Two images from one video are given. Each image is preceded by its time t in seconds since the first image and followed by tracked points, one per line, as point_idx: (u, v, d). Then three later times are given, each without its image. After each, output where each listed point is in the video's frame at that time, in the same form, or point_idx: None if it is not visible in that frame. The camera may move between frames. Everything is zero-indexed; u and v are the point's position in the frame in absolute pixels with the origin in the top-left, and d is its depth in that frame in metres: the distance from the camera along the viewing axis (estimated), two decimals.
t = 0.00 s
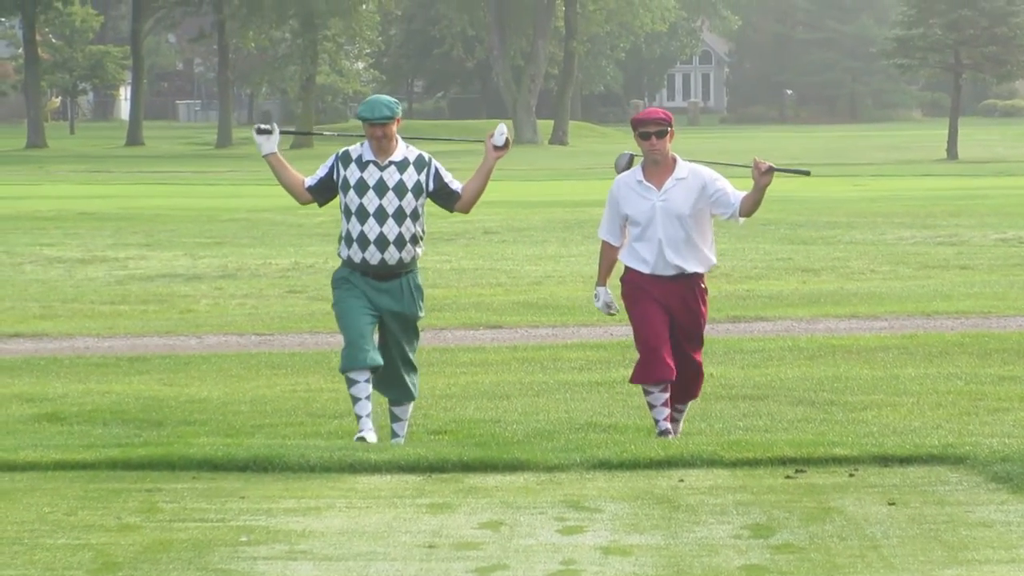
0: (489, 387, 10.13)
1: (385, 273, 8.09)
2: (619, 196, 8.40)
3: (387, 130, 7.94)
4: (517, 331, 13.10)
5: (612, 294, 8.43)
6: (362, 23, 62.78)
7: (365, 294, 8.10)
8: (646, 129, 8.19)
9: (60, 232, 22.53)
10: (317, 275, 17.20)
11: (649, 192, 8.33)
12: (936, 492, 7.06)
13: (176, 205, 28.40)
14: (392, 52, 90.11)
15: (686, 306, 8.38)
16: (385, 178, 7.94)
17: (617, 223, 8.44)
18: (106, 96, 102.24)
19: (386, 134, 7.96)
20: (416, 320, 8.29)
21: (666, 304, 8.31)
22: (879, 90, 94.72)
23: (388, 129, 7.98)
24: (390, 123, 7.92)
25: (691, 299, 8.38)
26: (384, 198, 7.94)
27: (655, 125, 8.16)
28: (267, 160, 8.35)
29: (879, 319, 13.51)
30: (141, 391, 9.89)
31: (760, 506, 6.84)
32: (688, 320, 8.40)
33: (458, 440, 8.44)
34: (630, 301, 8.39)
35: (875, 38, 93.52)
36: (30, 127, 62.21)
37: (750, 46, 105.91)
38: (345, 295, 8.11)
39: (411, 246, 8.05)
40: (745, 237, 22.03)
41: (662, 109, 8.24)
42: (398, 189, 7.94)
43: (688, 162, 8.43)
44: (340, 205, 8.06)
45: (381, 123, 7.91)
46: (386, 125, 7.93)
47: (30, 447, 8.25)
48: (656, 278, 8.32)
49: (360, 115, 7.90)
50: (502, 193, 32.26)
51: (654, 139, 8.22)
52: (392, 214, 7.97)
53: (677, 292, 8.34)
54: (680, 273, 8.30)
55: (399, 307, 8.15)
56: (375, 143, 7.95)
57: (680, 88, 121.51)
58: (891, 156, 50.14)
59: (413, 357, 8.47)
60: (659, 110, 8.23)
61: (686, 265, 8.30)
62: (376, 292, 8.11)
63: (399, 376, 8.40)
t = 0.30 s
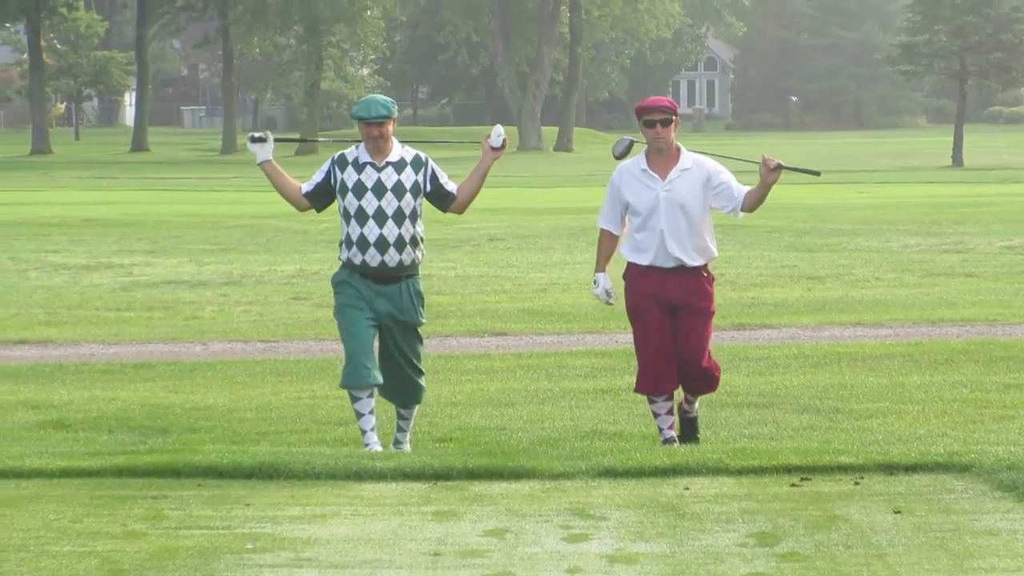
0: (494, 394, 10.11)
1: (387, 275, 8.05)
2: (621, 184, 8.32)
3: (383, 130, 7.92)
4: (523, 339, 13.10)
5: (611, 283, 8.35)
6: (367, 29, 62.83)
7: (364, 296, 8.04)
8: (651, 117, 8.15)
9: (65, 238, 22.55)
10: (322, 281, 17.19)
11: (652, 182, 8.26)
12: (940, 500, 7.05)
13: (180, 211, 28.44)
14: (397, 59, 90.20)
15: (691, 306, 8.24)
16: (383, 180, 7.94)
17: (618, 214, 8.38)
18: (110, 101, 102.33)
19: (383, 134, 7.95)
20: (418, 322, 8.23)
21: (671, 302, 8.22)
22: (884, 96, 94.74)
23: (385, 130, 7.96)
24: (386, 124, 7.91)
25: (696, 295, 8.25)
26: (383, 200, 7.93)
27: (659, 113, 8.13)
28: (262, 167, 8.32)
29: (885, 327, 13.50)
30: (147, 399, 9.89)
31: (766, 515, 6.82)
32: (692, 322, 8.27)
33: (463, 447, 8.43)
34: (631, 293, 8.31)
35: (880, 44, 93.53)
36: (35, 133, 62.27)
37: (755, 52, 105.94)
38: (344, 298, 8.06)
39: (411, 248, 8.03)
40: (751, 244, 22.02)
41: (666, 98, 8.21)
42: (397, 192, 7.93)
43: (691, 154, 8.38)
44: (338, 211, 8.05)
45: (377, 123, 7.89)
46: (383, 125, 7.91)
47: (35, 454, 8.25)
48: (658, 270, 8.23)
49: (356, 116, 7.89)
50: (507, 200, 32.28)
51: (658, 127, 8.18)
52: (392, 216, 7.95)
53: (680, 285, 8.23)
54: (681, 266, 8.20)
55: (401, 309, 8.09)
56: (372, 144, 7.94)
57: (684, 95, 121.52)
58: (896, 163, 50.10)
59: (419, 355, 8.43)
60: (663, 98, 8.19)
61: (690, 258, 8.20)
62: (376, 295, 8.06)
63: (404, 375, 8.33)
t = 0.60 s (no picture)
0: (499, 397, 10.10)
1: (387, 262, 8.01)
2: (625, 176, 8.31)
3: (385, 114, 7.90)
4: (527, 342, 13.10)
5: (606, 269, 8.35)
6: (372, 32, 62.93)
7: (364, 283, 8.03)
8: (658, 111, 8.14)
9: (70, 242, 22.59)
10: (327, 285, 17.21)
11: (657, 176, 8.25)
12: (945, 503, 7.04)
13: (185, 215, 28.51)
14: (401, 63, 90.37)
15: (691, 300, 8.20)
16: (385, 165, 7.90)
17: (618, 206, 8.37)
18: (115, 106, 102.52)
19: (384, 117, 7.92)
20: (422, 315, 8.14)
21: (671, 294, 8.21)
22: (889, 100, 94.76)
23: (386, 112, 7.94)
24: (388, 107, 7.90)
25: (698, 291, 8.22)
26: (384, 185, 7.89)
27: (668, 107, 8.13)
28: (260, 158, 8.30)
29: (889, 330, 13.50)
30: (151, 402, 9.90)
31: (770, 518, 6.82)
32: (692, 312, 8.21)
33: (468, 451, 8.43)
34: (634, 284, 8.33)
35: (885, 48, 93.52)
36: (40, 137, 62.41)
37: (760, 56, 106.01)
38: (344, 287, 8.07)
39: (411, 236, 7.99)
40: (756, 247, 22.02)
41: (676, 92, 8.20)
42: (399, 177, 7.90)
43: (697, 150, 8.38)
44: (339, 196, 8.00)
45: (380, 106, 7.87)
46: (385, 108, 7.89)
47: (39, 458, 8.26)
48: (659, 267, 8.23)
49: (358, 100, 7.88)
50: (511, 204, 32.30)
51: (665, 121, 8.16)
52: (394, 205, 7.93)
53: (682, 279, 8.22)
54: (682, 260, 8.20)
55: (402, 295, 8.04)
56: (372, 127, 7.92)
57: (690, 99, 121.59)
58: (902, 166, 50.07)
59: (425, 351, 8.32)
60: (673, 93, 8.19)
61: (692, 253, 8.19)
62: (375, 282, 8.03)
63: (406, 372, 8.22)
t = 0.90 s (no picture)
0: (504, 404, 10.11)
1: (393, 262, 8.01)
2: (634, 190, 8.29)
3: (393, 111, 7.90)
4: (532, 348, 13.11)
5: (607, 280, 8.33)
6: (378, 39, 62.96)
7: (370, 286, 8.04)
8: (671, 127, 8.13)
9: (77, 248, 22.63)
10: (333, 292, 17.22)
11: (666, 193, 8.25)
12: (951, 511, 7.03)
13: (192, 221, 28.54)
14: (408, 70, 90.49)
15: (694, 314, 8.20)
16: (392, 164, 7.89)
17: (624, 221, 8.35)
18: (121, 112, 102.65)
19: (392, 114, 7.93)
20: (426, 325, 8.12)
21: (676, 307, 8.21)
22: (895, 107, 94.81)
23: (394, 110, 7.95)
24: (395, 104, 7.91)
25: (705, 309, 8.21)
26: (391, 184, 7.88)
27: (681, 123, 8.13)
28: (266, 160, 8.29)
29: (895, 337, 13.50)
30: (157, 408, 9.91)
31: (777, 525, 6.81)
32: (697, 325, 8.20)
33: (472, 458, 8.43)
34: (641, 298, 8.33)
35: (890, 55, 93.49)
36: (46, 143, 62.50)
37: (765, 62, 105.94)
38: (349, 294, 8.09)
39: (416, 236, 7.99)
40: (762, 254, 22.02)
41: (689, 108, 8.20)
42: (404, 177, 7.89)
43: (707, 167, 8.39)
44: (343, 194, 7.99)
45: (388, 103, 7.89)
46: (393, 106, 7.91)
47: (44, 463, 8.27)
48: (665, 283, 8.23)
49: (365, 95, 7.88)
50: (517, 210, 32.32)
51: (677, 137, 8.15)
52: (400, 201, 7.91)
53: (687, 292, 8.22)
54: (688, 277, 8.20)
55: (408, 299, 8.04)
56: (378, 125, 7.92)
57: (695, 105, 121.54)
58: (908, 173, 50.04)
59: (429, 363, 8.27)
60: (686, 109, 8.19)
61: (699, 272, 8.19)
62: (380, 285, 8.04)
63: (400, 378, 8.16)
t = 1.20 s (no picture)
0: (510, 415, 10.09)
1: (397, 281, 8.01)
2: (644, 193, 8.28)
3: (404, 127, 7.92)
4: (537, 359, 13.11)
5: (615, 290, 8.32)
6: (383, 50, 63.02)
7: (375, 300, 8.04)
8: (685, 128, 8.16)
9: (81, 259, 22.64)
10: (338, 302, 17.23)
11: (677, 195, 8.23)
12: (956, 522, 7.02)
13: (197, 231, 28.58)
14: (414, 80, 90.69)
15: (699, 322, 8.15)
16: (400, 184, 7.90)
17: (633, 223, 8.34)
18: (127, 122, 102.86)
19: (403, 130, 7.95)
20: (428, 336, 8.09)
21: (686, 309, 8.15)
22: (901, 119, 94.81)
23: (405, 127, 7.97)
24: (407, 119, 7.93)
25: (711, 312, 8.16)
26: (399, 205, 7.89)
27: (692, 125, 8.14)
28: (274, 175, 8.30)
29: (902, 348, 13.48)
30: (162, 419, 9.90)
31: (785, 535, 6.81)
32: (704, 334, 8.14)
33: (478, 468, 8.42)
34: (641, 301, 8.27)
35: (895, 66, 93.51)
36: (52, 154, 62.61)
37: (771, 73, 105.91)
38: (353, 306, 8.09)
39: (423, 256, 8.00)
40: (767, 264, 22.02)
41: (700, 111, 8.22)
42: (412, 198, 7.91)
43: (716, 173, 8.38)
44: (350, 214, 8.00)
45: (399, 118, 7.91)
46: (404, 121, 7.92)
47: (50, 475, 8.28)
48: (674, 287, 8.19)
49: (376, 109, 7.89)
50: (523, 220, 32.31)
51: (690, 139, 8.18)
52: (407, 219, 7.93)
53: (694, 297, 8.17)
54: (697, 280, 8.16)
55: (412, 315, 8.04)
56: (390, 143, 7.92)
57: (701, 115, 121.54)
58: (913, 184, 50.00)
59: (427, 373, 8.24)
60: (697, 111, 8.21)
61: (707, 274, 8.16)
62: (385, 302, 8.04)
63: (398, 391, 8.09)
